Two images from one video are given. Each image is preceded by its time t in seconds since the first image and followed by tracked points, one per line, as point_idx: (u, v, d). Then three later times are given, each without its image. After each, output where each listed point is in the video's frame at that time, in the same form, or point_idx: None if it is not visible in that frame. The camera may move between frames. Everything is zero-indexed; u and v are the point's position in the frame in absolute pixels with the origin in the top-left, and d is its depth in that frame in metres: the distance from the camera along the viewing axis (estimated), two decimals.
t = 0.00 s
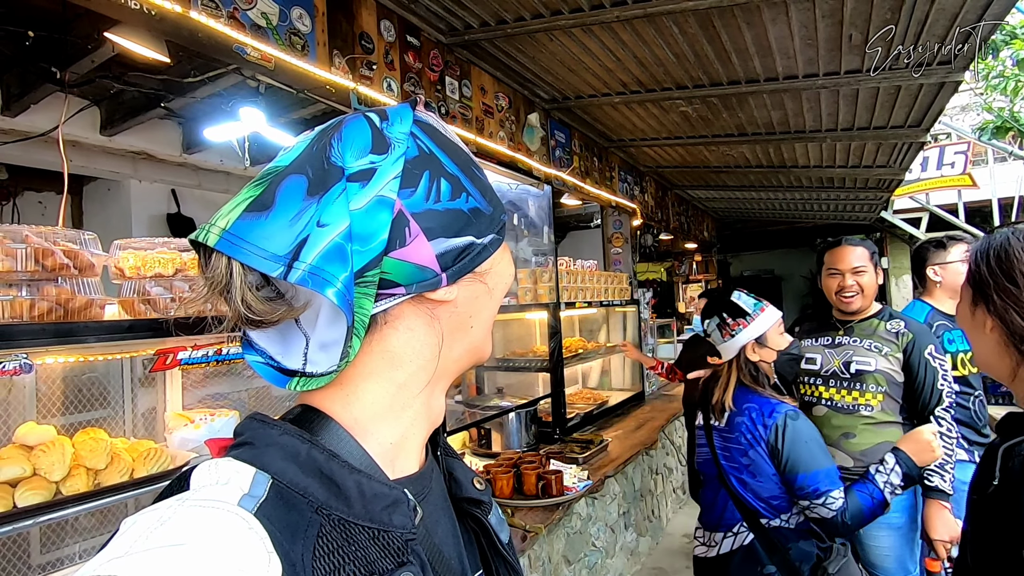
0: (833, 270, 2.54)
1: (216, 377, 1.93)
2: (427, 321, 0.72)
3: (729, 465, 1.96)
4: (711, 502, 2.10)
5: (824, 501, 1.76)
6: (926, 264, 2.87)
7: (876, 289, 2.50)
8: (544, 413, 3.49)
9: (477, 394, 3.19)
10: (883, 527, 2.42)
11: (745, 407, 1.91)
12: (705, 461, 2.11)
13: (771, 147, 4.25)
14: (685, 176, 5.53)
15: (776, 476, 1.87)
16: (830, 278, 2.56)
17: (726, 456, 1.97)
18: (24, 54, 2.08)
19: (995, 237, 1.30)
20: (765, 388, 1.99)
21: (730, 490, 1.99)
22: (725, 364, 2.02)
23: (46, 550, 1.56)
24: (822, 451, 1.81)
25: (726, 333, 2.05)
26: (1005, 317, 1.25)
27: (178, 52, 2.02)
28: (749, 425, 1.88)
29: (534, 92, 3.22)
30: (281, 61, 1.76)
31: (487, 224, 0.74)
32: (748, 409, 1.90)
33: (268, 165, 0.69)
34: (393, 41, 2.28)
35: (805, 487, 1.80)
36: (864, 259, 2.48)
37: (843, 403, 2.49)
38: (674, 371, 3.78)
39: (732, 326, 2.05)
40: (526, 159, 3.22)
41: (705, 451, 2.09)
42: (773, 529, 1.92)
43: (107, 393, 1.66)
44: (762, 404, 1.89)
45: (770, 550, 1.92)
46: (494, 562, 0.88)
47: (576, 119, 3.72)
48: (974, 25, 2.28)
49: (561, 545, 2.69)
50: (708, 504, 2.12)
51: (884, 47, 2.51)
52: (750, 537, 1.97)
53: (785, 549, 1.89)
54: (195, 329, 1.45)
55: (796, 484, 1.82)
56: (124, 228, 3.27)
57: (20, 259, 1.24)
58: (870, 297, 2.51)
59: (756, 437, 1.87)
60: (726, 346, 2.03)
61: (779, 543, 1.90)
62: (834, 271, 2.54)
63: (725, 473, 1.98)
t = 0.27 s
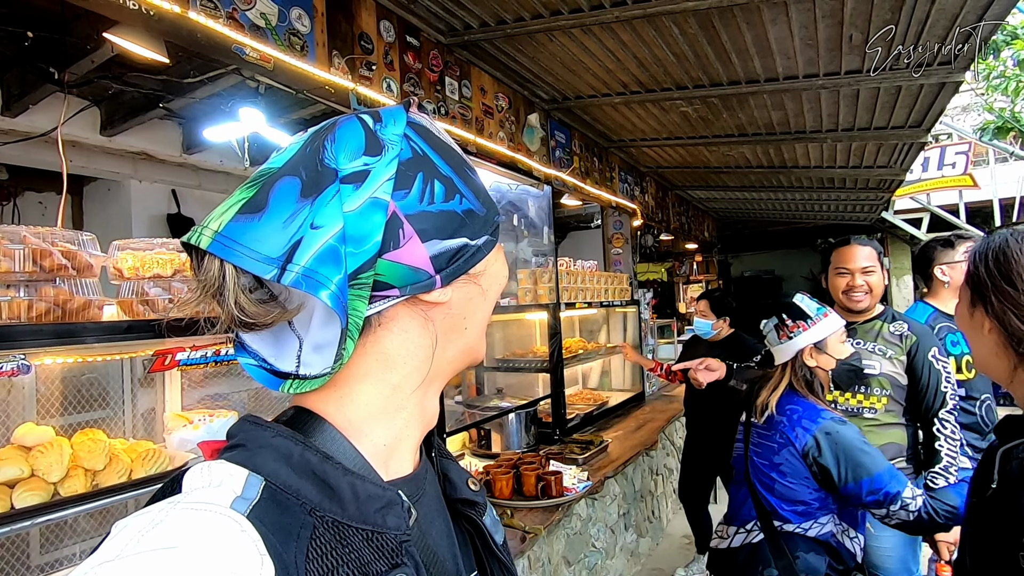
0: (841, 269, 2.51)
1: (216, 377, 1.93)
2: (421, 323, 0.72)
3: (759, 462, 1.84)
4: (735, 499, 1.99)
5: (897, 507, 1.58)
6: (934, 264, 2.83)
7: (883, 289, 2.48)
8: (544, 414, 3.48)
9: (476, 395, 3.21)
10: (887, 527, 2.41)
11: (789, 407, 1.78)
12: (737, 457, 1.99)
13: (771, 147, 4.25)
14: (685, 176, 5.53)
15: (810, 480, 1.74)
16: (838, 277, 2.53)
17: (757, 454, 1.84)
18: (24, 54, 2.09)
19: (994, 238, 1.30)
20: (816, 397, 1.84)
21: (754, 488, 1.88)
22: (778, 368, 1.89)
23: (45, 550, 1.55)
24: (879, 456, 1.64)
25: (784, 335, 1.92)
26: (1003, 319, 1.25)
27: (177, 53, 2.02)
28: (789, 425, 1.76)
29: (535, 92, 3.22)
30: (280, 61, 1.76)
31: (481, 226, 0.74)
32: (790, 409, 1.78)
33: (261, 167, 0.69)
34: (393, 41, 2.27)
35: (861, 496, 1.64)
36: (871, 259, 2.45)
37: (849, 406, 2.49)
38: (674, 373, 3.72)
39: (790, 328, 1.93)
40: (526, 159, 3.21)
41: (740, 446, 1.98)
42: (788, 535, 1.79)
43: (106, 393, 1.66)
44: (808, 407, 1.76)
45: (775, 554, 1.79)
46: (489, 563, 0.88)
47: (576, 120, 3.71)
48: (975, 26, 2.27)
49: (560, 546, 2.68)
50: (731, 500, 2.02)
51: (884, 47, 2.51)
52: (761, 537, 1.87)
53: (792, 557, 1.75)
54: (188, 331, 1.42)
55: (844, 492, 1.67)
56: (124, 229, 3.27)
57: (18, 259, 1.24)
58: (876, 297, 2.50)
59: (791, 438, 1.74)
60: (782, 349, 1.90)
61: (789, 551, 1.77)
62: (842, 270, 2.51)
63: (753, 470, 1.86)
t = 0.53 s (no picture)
0: (846, 267, 2.48)
1: (219, 375, 1.93)
2: (417, 323, 0.71)
3: (779, 462, 1.84)
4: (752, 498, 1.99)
5: (924, 518, 1.49)
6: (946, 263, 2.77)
7: (887, 289, 2.45)
8: (546, 413, 3.48)
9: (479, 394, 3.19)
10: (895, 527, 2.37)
11: (816, 409, 1.79)
12: (760, 458, 2.00)
13: (775, 146, 4.23)
14: (689, 175, 5.51)
15: (829, 484, 1.73)
16: (843, 276, 2.51)
17: (778, 454, 1.84)
18: (26, 54, 2.09)
19: (996, 237, 1.28)
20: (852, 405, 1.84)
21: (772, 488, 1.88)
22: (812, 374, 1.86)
23: (50, 549, 1.56)
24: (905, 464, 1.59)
25: (819, 341, 1.86)
26: (1005, 319, 1.24)
27: (179, 53, 2.02)
28: (814, 427, 1.77)
29: (537, 91, 3.21)
30: (281, 60, 1.76)
31: (477, 226, 0.73)
32: (818, 412, 1.78)
33: (255, 168, 0.68)
34: (394, 40, 2.27)
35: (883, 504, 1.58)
36: (877, 258, 2.43)
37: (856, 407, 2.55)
38: (676, 373, 3.78)
39: (827, 333, 1.86)
40: (528, 158, 3.20)
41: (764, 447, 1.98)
42: (800, 535, 1.77)
43: (110, 393, 1.67)
44: (834, 412, 1.76)
45: (786, 554, 1.78)
46: (486, 563, 0.87)
47: (578, 118, 3.70)
48: (980, 22, 2.25)
49: (563, 545, 2.68)
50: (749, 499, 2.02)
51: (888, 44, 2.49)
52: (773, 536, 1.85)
53: (803, 558, 1.74)
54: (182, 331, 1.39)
55: (866, 499, 1.63)
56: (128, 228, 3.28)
57: (19, 259, 1.25)
58: (880, 297, 2.46)
59: (816, 440, 1.74)
60: (817, 355, 1.86)
61: (801, 551, 1.76)
62: (847, 269, 2.49)
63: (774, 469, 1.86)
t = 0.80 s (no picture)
0: (853, 265, 2.46)
1: (226, 374, 1.94)
2: (414, 324, 0.71)
3: (789, 460, 1.83)
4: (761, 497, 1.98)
5: (926, 523, 1.54)
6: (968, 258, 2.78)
7: (894, 289, 2.42)
8: (550, 412, 3.48)
9: (484, 394, 3.06)
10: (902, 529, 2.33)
11: (826, 407, 1.78)
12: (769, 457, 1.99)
13: (781, 143, 4.20)
14: (694, 173, 5.48)
15: (839, 483, 1.71)
16: (849, 274, 2.48)
17: (787, 453, 1.84)
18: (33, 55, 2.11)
19: (1004, 235, 1.25)
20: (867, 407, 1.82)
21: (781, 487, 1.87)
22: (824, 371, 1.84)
23: (59, 546, 1.57)
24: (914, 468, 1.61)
25: (834, 338, 1.83)
26: (1013, 318, 1.22)
27: (183, 53, 2.02)
28: (822, 425, 1.77)
29: (540, 89, 3.20)
30: (283, 60, 1.75)
31: (474, 227, 0.73)
32: (829, 411, 1.78)
33: (253, 167, 0.68)
34: (397, 39, 2.27)
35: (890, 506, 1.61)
36: (884, 257, 2.41)
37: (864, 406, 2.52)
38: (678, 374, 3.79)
39: (844, 331, 1.82)
40: (532, 157, 3.19)
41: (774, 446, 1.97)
42: (810, 535, 1.75)
43: (118, 391, 1.68)
44: (843, 410, 1.76)
45: (796, 553, 1.76)
46: (484, 564, 0.87)
47: (582, 116, 3.69)
48: (989, 18, 2.22)
49: (567, 544, 2.68)
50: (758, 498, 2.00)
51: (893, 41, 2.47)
52: (783, 534, 1.84)
53: (812, 558, 1.72)
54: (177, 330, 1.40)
55: (872, 499, 1.65)
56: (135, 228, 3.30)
57: (23, 259, 1.25)
58: (887, 296, 2.44)
59: (826, 438, 1.74)
60: (831, 352, 1.82)
61: (810, 550, 1.74)
62: (853, 267, 2.47)
63: (784, 468, 1.85)
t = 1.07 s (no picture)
0: (860, 262, 2.43)
1: (232, 371, 1.95)
2: (413, 322, 0.71)
3: (788, 460, 1.81)
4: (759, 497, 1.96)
5: (923, 521, 1.53)
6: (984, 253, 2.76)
7: (902, 286, 2.41)
8: (554, 410, 3.48)
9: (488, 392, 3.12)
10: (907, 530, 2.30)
11: (822, 406, 1.77)
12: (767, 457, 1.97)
13: (787, 141, 4.17)
14: (699, 170, 5.46)
15: (837, 482, 1.71)
16: (858, 270, 2.44)
17: (786, 453, 1.83)
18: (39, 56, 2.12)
19: None
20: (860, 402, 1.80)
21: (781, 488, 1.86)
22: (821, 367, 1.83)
23: (67, 541, 1.59)
24: (912, 466, 1.60)
25: (834, 332, 1.82)
26: None
27: (187, 53, 2.03)
28: (819, 424, 1.75)
29: (544, 87, 3.19)
30: (286, 59, 1.76)
31: (475, 225, 0.73)
32: (826, 409, 1.76)
33: (253, 164, 0.68)
34: (400, 38, 2.27)
35: (887, 504, 1.60)
36: (891, 253, 2.40)
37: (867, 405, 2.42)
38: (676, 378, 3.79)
39: (842, 326, 1.81)
40: (535, 155, 3.19)
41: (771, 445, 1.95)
42: (812, 536, 1.74)
43: (125, 388, 1.69)
44: (838, 407, 1.75)
45: (799, 554, 1.75)
46: (484, 562, 0.87)
47: (586, 114, 3.68)
48: (996, 12, 2.20)
49: (571, 543, 2.68)
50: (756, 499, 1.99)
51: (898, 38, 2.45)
52: (784, 535, 1.82)
53: (816, 559, 1.71)
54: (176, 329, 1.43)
55: (870, 498, 1.64)
56: (141, 227, 3.32)
57: (28, 258, 1.27)
58: (895, 293, 2.42)
59: (825, 438, 1.72)
60: (829, 347, 1.83)
61: (812, 551, 1.73)
62: (861, 263, 2.43)
63: (782, 468, 1.84)
